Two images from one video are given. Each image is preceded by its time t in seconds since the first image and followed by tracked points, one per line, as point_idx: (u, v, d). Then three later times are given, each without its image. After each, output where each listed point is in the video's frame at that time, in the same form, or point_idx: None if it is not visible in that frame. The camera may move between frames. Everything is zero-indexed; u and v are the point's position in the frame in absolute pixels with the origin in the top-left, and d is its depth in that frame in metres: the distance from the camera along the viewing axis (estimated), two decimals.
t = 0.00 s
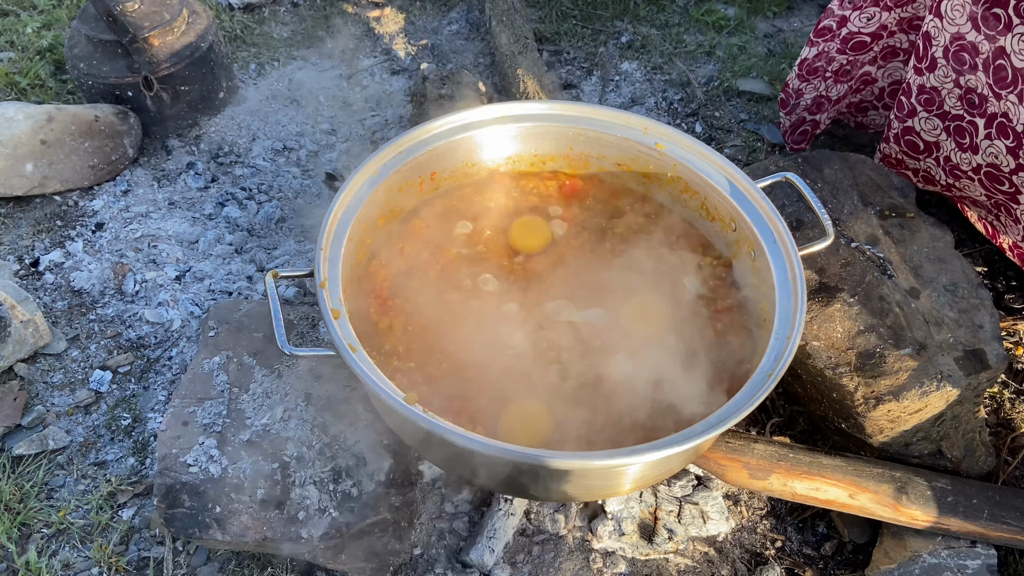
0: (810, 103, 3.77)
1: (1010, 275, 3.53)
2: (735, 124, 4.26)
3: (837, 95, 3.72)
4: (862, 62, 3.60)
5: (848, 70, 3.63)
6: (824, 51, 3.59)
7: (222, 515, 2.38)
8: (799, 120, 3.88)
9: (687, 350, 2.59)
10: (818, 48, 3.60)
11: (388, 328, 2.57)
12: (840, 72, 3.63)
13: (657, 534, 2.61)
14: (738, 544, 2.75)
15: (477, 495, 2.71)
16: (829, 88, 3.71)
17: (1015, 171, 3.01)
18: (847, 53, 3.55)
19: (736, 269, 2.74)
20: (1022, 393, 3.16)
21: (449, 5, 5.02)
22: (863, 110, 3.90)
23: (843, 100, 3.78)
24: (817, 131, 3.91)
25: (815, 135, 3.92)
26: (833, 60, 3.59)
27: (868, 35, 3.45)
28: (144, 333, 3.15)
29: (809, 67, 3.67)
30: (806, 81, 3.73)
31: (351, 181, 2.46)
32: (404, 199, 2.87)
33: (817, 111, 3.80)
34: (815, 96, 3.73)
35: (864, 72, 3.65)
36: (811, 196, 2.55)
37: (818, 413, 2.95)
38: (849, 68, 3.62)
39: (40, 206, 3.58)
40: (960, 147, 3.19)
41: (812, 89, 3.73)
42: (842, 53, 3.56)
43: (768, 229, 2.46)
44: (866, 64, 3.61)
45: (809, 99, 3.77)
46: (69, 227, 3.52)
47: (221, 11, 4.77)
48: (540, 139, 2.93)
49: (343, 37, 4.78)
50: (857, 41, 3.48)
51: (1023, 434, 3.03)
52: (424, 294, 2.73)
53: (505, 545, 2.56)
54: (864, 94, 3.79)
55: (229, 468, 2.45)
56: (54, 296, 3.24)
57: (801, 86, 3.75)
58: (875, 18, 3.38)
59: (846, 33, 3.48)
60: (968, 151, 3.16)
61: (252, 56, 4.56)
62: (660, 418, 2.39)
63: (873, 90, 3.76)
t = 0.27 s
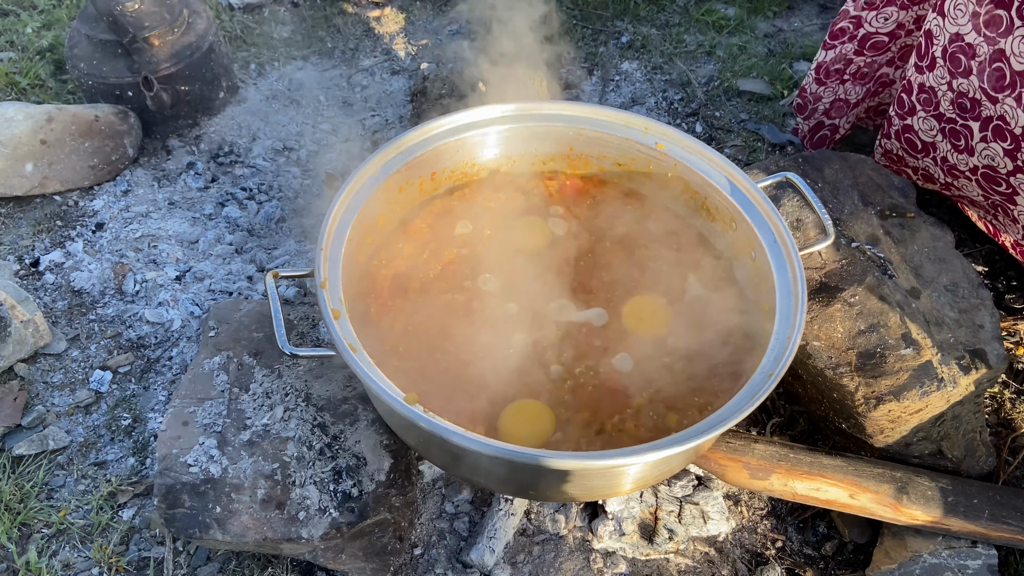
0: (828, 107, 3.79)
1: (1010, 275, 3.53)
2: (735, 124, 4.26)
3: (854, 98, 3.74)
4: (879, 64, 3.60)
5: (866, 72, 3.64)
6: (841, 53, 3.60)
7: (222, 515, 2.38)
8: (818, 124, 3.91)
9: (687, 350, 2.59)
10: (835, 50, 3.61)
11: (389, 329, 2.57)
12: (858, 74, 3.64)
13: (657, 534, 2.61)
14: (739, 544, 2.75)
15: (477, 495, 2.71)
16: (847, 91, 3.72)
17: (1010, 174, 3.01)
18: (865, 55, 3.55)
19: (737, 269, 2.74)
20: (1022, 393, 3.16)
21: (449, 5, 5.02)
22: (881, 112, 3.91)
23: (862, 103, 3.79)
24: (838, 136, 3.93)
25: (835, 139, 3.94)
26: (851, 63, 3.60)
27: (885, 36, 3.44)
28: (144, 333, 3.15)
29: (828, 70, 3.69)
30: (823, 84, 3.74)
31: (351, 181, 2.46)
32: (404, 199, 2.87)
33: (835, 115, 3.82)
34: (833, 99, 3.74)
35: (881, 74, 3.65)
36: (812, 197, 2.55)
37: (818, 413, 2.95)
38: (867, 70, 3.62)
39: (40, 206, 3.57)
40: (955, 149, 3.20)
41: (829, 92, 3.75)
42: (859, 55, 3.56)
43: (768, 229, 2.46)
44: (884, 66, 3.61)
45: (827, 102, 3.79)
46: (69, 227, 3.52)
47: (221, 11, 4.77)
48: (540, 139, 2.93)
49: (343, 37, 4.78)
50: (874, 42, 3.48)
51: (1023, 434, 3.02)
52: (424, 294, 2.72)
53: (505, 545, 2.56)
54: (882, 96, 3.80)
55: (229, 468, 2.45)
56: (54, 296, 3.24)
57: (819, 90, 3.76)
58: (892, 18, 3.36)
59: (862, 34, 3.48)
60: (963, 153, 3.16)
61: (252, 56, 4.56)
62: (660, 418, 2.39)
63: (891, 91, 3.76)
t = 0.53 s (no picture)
0: (817, 98, 3.78)
1: (1011, 275, 3.52)
2: (735, 125, 4.26)
3: (843, 92, 3.70)
4: (871, 59, 3.57)
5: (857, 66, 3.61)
6: (832, 47, 3.57)
7: (222, 516, 2.37)
8: (806, 115, 3.89)
9: (688, 350, 2.59)
10: (826, 43, 3.60)
11: (389, 328, 2.57)
12: (849, 68, 3.61)
13: (657, 534, 2.61)
14: (739, 544, 2.74)
15: (477, 495, 2.70)
16: (837, 84, 3.70)
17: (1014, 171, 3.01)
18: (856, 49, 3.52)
19: (737, 269, 2.74)
20: (1022, 394, 3.16)
21: (449, 5, 5.02)
22: (871, 104, 3.90)
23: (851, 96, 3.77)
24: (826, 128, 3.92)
25: (823, 131, 3.92)
26: (841, 56, 3.57)
27: (876, 31, 3.42)
28: (144, 333, 3.15)
29: (818, 62, 3.67)
30: (814, 76, 3.73)
31: (351, 181, 2.45)
32: (404, 199, 2.86)
33: (824, 106, 3.80)
34: (822, 90, 3.72)
35: (872, 68, 3.62)
36: (812, 198, 2.55)
37: (818, 413, 2.95)
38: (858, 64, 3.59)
39: (40, 206, 3.57)
40: (957, 148, 3.19)
41: (819, 84, 3.73)
42: (850, 50, 3.53)
43: (768, 228, 2.45)
44: (875, 61, 3.58)
45: (816, 94, 3.77)
46: (69, 227, 3.51)
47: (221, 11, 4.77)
48: (540, 139, 2.93)
49: (343, 38, 4.78)
50: (865, 37, 3.46)
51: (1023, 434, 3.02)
52: (424, 295, 2.72)
53: (505, 546, 2.56)
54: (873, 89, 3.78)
55: (229, 468, 2.45)
56: (53, 296, 3.24)
57: (809, 82, 3.75)
58: (883, 13, 3.34)
59: (854, 28, 3.45)
60: (966, 152, 3.16)
61: (252, 56, 4.56)
62: (661, 418, 2.39)
63: (882, 85, 3.74)
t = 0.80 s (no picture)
0: (806, 102, 3.80)
1: (1010, 275, 3.53)
2: (735, 125, 4.26)
3: (832, 98, 3.74)
4: (862, 68, 3.61)
5: (848, 73, 3.64)
6: (824, 52, 3.62)
7: (222, 516, 2.38)
8: (796, 118, 3.91)
9: (687, 350, 2.59)
10: (818, 49, 3.64)
11: (388, 329, 2.57)
12: (840, 75, 3.66)
13: (657, 534, 2.61)
14: (739, 545, 2.74)
15: (477, 495, 2.70)
16: (827, 89, 3.73)
17: (1014, 184, 3.07)
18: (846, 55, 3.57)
19: (737, 270, 2.74)
20: (1022, 394, 3.16)
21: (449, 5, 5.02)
22: (865, 115, 3.89)
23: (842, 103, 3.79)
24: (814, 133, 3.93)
25: (811, 136, 3.94)
26: (832, 62, 3.62)
27: (867, 40, 3.46)
28: (144, 334, 3.15)
29: (810, 66, 3.70)
30: (805, 80, 3.76)
31: (351, 181, 2.45)
32: (404, 200, 2.87)
33: (812, 112, 3.83)
34: (812, 95, 3.75)
35: (864, 78, 3.66)
36: (812, 198, 2.55)
37: (818, 413, 2.95)
38: (849, 70, 3.63)
39: (40, 206, 3.57)
40: (960, 159, 3.22)
41: (809, 88, 3.76)
42: (841, 56, 3.58)
43: (768, 229, 2.45)
44: (867, 71, 3.62)
45: (806, 98, 3.80)
46: (69, 227, 3.51)
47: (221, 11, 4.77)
48: (540, 140, 2.93)
49: (343, 38, 4.78)
50: (856, 44, 3.50)
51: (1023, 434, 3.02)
52: (424, 295, 2.72)
53: (505, 546, 2.56)
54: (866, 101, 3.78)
55: (228, 468, 2.45)
56: (53, 296, 3.24)
57: (799, 85, 3.78)
58: (875, 22, 3.39)
59: (846, 35, 3.49)
60: (967, 163, 3.20)
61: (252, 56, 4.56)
62: (660, 418, 2.39)
63: (875, 97, 3.75)
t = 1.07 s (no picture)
0: (821, 122, 3.82)
1: (1009, 275, 3.53)
2: (734, 125, 4.27)
3: (848, 114, 3.76)
4: (872, 80, 3.60)
5: (859, 89, 3.64)
6: (832, 72, 3.59)
7: (222, 516, 2.38)
8: (812, 137, 3.93)
9: (687, 350, 2.60)
10: (826, 69, 3.61)
11: (389, 329, 2.58)
12: (852, 92, 3.65)
13: (656, 534, 2.62)
14: (738, 544, 2.75)
15: (477, 495, 2.71)
16: (841, 108, 3.74)
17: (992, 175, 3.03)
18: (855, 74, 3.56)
19: (736, 270, 2.74)
20: (1021, 394, 3.16)
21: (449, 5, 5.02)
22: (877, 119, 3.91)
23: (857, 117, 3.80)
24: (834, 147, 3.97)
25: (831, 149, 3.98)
26: (842, 81, 3.60)
27: (872, 54, 3.45)
28: (144, 333, 3.15)
29: (820, 87, 3.68)
30: (816, 101, 3.74)
31: (352, 181, 2.46)
32: (404, 199, 2.87)
33: (830, 130, 3.85)
34: (827, 116, 3.76)
35: (874, 90, 3.66)
36: (811, 197, 2.55)
37: (817, 413, 2.95)
38: (860, 87, 3.63)
39: (40, 207, 3.58)
40: (941, 146, 3.22)
41: (822, 109, 3.76)
42: (849, 74, 3.57)
43: (767, 229, 2.46)
44: (877, 82, 3.62)
45: (820, 117, 3.81)
46: (69, 227, 3.52)
47: (221, 12, 4.78)
48: (540, 140, 2.94)
49: (343, 38, 4.79)
50: (862, 60, 3.49)
51: (1022, 434, 3.03)
52: (424, 294, 2.72)
53: (505, 546, 2.57)
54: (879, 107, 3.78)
55: (228, 468, 2.45)
56: (53, 296, 3.24)
57: (812, 107, 3.77)
58: (877, 35, 3.36)
59: (851, 53, 3.47)
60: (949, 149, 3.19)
61: (252, 57, 4.56)
62: (660, 418, 2.39)
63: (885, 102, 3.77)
